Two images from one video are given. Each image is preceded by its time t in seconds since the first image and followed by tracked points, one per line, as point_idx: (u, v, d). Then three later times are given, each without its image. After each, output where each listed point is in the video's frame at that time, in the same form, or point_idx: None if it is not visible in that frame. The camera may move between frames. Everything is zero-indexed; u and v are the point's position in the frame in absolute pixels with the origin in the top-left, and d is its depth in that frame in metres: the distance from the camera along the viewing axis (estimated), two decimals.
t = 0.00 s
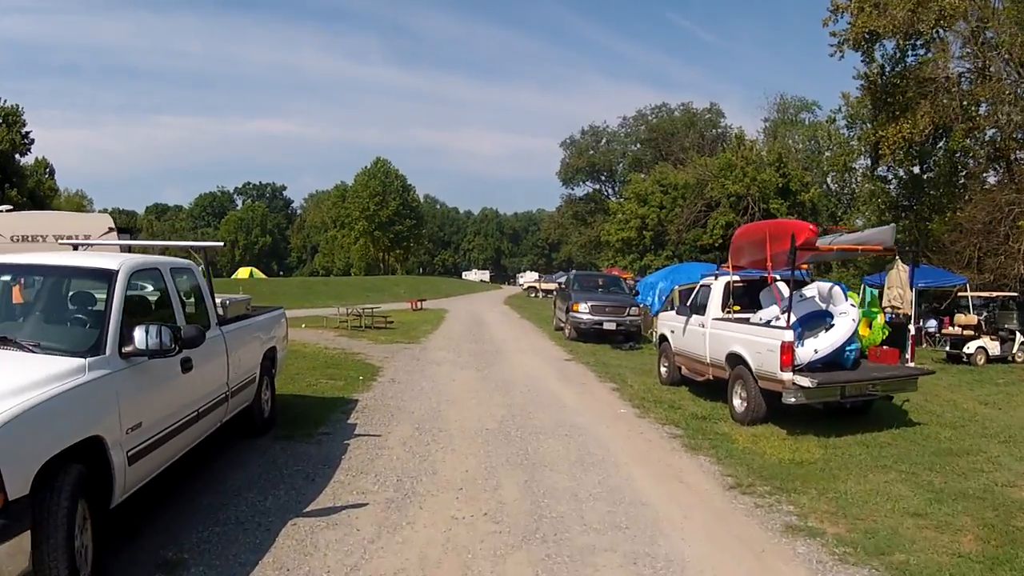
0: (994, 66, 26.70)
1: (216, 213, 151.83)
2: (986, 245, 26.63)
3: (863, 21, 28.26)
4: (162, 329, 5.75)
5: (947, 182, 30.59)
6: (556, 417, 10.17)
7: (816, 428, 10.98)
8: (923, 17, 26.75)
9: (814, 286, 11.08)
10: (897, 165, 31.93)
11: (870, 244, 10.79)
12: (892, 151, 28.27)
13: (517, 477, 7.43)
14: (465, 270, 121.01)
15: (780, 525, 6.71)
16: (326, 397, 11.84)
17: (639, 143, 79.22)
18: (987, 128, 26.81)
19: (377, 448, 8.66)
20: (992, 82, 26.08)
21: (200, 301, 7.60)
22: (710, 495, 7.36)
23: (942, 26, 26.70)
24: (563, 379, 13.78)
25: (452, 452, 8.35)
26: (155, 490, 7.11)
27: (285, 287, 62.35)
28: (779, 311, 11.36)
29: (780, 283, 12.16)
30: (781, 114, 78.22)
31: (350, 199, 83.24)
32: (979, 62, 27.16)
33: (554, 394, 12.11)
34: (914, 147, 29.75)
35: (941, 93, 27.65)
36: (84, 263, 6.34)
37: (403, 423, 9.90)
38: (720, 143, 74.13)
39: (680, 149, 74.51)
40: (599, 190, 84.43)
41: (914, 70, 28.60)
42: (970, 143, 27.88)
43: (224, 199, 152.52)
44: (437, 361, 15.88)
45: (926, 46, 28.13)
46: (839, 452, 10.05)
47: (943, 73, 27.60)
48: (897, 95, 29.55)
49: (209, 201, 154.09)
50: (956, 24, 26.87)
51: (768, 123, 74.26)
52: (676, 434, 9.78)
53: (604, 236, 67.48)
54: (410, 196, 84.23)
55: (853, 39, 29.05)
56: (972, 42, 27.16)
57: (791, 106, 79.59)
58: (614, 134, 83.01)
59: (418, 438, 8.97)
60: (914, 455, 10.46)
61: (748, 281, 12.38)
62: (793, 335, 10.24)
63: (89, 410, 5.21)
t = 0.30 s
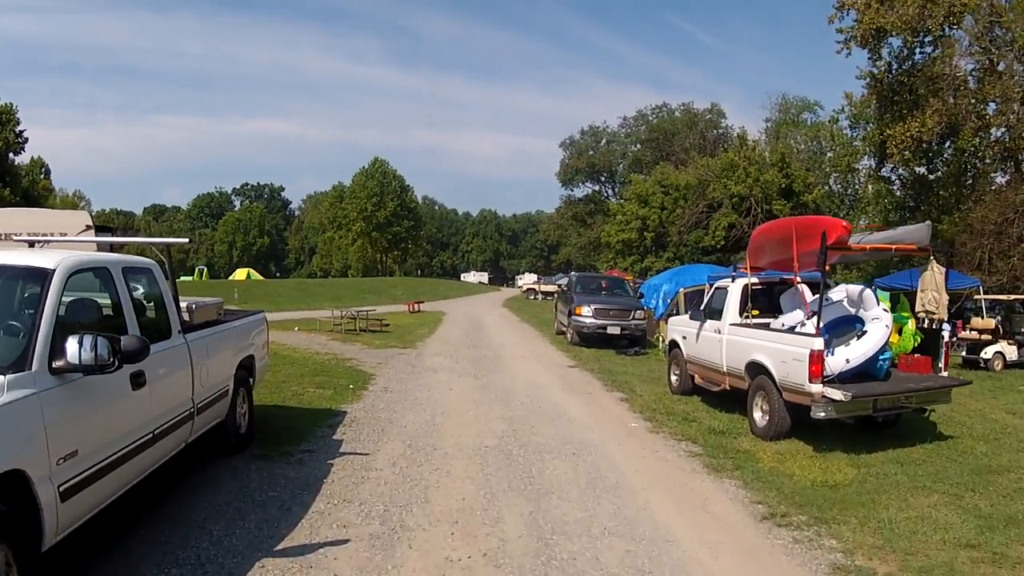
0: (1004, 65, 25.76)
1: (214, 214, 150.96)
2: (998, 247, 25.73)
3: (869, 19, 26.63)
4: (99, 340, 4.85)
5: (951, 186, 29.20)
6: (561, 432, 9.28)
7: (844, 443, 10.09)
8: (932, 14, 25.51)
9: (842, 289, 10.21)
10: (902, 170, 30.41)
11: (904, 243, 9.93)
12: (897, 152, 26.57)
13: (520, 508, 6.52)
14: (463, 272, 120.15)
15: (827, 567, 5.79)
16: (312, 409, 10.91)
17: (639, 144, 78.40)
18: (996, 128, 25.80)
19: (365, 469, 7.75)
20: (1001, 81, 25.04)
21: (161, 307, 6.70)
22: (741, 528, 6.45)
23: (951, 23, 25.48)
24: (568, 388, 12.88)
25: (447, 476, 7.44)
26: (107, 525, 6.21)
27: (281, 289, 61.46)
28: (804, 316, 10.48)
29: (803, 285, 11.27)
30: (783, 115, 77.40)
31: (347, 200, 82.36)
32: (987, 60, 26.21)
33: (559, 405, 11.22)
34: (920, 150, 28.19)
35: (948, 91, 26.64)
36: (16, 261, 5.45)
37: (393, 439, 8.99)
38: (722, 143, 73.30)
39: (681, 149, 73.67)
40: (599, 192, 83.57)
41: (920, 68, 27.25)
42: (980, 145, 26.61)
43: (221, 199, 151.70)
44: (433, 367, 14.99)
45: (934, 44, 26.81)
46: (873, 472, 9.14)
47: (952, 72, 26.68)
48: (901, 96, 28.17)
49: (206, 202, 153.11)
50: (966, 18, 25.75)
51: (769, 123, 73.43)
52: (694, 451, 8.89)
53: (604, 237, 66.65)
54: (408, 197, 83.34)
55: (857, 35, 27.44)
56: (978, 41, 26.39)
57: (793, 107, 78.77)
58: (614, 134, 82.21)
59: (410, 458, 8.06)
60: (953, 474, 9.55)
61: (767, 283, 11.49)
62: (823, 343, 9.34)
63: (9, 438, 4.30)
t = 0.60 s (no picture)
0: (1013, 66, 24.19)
1: (212, 215, 150.04)
2: (1010, 250, 24.57)
3: (877, 18, 24.95)
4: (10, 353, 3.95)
5: (960, 188, 27.85)
6: (567, 451, 8.40)
7: (877, 462, 9.23)
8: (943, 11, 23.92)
9: (875, 295, 9.36)
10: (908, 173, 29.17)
11: (941, 245, 9.01)
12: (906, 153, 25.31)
13: (526, 546, 5.64)
14: (462, 275, 119.28)
15: None
16: (295, 422, 10.03)
17: (639, 146, 77.55)
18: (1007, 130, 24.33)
19: (348, 496, 6.85)
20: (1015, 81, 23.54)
21: (111, 315, 5.83)
22: (782, 569, 5.57)
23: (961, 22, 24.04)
24: (572, 397, 12.00)
25: (439, 503, 6.55)
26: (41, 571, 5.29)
27: (277, 291, 60.58)
28: (834, 324, 9.61)
29: (828, 291, 10.41)
30: (785, 117, 76.52)
31: (344, 202, 81.47)
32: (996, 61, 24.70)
33: (564, 417, 10.33)
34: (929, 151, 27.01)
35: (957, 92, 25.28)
36: None
37: (382, 458, 8.10)
38: (723, 146, 72.47)
39: (681, 152, 72.83)
40: (599, 194, 82.74)
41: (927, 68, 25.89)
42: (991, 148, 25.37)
43: (219, 201, 150.78)
44: (428, 374, 14.11)
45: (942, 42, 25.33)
46: (913, 497, 8.26)
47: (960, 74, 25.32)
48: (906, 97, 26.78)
49: (204, 203, 151.96)
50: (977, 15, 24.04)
51: (771, 125, 72.57)
52: (716, 473, 8.02)
53: (604, 240, 65.82)
54: (405, 199, 82.43)
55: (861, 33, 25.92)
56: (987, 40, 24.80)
57: (795, 109, 77.89)
58: (614, 137, 81.45)
59: (400, 482, 7.17)
60: (1000, 495, 8.66)
61: (790, 288, 10.63)
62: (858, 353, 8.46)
63: None
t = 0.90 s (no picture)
0: None
1: (209, 212, 148.92)
2: None
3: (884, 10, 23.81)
4: None
5: (970, 184, 26.18)
6: (576, 468, 7.51)
7: (916, 479, 8.36)
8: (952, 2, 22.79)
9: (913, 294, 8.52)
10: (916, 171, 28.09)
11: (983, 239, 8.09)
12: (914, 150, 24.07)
13: None
14: (460, 272, 118.26)
15: None
16: (276, 433, 9.14)
17: (640, 143, 76.56)
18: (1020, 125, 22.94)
19: (326, 526, 5.98)
20: None
21: (40, 324, 4.95)
22: None
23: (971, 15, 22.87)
24: (579, 402, 11.09)
25: (431, 537, 5.67)
26: None
27: (272, 289, 59.60)
28: (868, 326, 8.78)
29: (858, 289, 9.58)
30: (787, 113, 75.53)
31: (341, 198, 80.50)
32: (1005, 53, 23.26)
33: (570, 426, 9.45)
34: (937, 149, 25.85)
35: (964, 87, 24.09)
36: None
37: (369, 477, 7.22)
38: (725, 143, 71.50)
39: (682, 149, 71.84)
40: (599, 191, 81.80)
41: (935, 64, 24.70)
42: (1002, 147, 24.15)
43: (216, 198, 149.37)
44: (424, 377, 13.20)
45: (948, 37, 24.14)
46: (962, 520, 7.40)
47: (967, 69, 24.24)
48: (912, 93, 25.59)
49: (202, 201, 150.78)
50: (987, 7, 22.76)
51: (773, 122, 71.55)
52: (744, 495, 7.13)
53: (605, 237, 64.92)
54: (404, 196, 81.47)
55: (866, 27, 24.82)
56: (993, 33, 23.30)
57: (797, 105, 76.92)
58: (615, 133, 80.51)
59: (386, 509, 6.29)
60: None
61: (815, 286, 9.78)
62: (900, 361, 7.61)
63: None
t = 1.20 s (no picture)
0: None
1: (208, 212, 148.06)
2: None
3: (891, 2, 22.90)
4: None
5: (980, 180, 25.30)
6: (588, 493, 6.67)
7: (964, 500, 7.55)
8: None
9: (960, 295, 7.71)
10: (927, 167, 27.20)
11: None
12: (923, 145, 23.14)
13: None
14: (459, 272, 117.34)
15: None
16: (255, 451, 8.28)
17: (640, 141, 75.68)
18: None
19: (300, 568, 5.12)
20: None
21: None
22: None
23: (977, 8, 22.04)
24: (586, 411, 10.25)
25: None
26: None
27: (269, 289, 58.77)
28: (910, 330, 8.02)
29: (892, 289, 8.83)
30: (789, 111, 74.67)
31: (339, 198, 79.66)
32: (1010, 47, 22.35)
33: (578, 441, 8.61)
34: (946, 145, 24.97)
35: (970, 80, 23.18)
36: None
37: (354, 505, 6.38)
38: (726, 140, 70.64)
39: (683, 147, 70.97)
40: (599, 190, 80.95)
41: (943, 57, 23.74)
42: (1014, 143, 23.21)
43: (215, 198, 148.58)
44: (419, 384, 12.36)
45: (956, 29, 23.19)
46: None
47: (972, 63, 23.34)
48: (919, 88, 24.70)
49: (200, 200, 149.83)
50: None
51: (775, 119, 70.66)
52: (779, 525, 6.31)
53: (606, 236, 64.07)
54: (402, 195, 80.64)
55: (873, 19, 23.88)
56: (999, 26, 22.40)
57: (800, 102, 76.03)
58: (615, 131, 79.64)
59: (372, 546, 5.44)
60: None
61: (847, 286, 9.00)
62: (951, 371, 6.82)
63: None
